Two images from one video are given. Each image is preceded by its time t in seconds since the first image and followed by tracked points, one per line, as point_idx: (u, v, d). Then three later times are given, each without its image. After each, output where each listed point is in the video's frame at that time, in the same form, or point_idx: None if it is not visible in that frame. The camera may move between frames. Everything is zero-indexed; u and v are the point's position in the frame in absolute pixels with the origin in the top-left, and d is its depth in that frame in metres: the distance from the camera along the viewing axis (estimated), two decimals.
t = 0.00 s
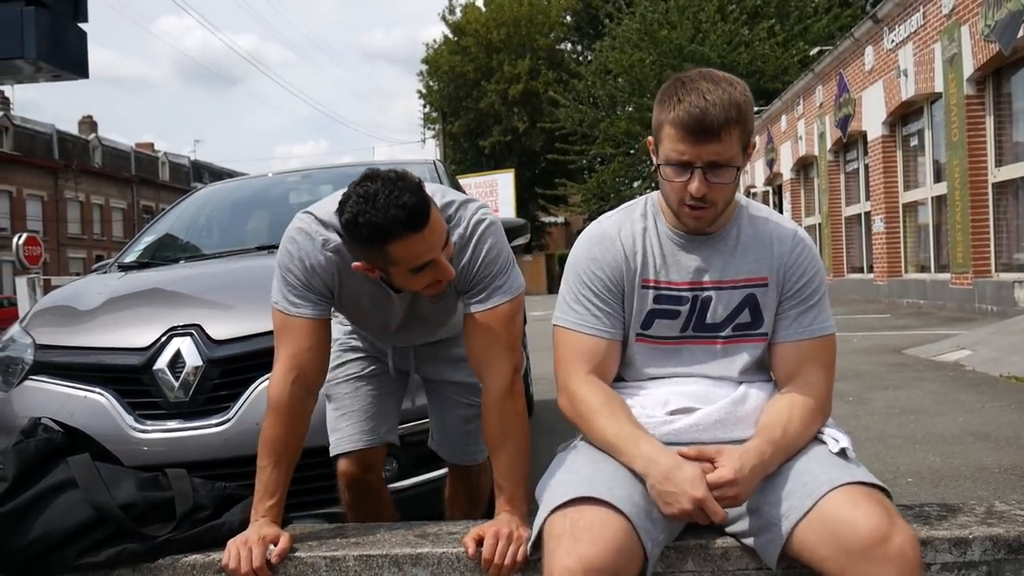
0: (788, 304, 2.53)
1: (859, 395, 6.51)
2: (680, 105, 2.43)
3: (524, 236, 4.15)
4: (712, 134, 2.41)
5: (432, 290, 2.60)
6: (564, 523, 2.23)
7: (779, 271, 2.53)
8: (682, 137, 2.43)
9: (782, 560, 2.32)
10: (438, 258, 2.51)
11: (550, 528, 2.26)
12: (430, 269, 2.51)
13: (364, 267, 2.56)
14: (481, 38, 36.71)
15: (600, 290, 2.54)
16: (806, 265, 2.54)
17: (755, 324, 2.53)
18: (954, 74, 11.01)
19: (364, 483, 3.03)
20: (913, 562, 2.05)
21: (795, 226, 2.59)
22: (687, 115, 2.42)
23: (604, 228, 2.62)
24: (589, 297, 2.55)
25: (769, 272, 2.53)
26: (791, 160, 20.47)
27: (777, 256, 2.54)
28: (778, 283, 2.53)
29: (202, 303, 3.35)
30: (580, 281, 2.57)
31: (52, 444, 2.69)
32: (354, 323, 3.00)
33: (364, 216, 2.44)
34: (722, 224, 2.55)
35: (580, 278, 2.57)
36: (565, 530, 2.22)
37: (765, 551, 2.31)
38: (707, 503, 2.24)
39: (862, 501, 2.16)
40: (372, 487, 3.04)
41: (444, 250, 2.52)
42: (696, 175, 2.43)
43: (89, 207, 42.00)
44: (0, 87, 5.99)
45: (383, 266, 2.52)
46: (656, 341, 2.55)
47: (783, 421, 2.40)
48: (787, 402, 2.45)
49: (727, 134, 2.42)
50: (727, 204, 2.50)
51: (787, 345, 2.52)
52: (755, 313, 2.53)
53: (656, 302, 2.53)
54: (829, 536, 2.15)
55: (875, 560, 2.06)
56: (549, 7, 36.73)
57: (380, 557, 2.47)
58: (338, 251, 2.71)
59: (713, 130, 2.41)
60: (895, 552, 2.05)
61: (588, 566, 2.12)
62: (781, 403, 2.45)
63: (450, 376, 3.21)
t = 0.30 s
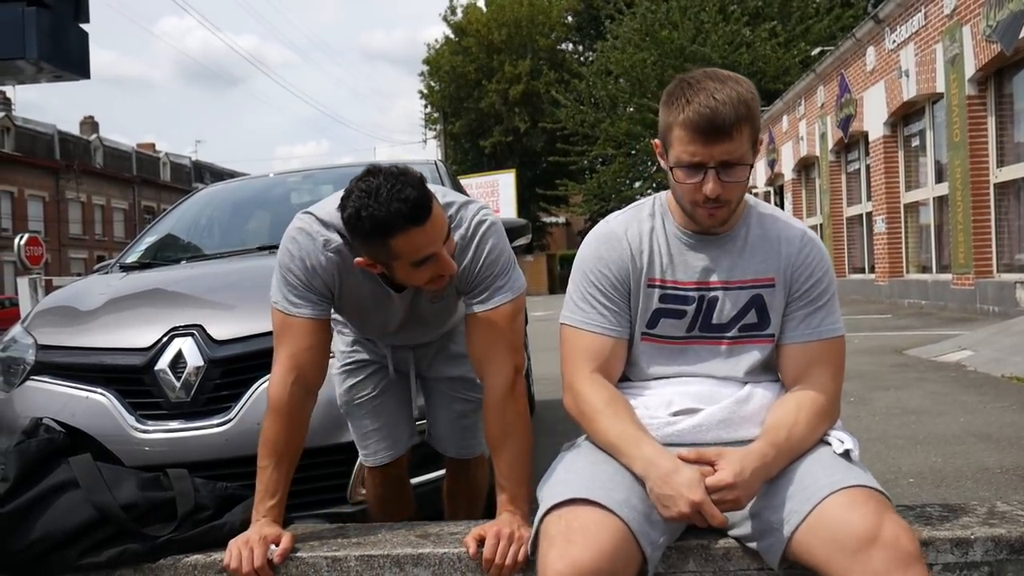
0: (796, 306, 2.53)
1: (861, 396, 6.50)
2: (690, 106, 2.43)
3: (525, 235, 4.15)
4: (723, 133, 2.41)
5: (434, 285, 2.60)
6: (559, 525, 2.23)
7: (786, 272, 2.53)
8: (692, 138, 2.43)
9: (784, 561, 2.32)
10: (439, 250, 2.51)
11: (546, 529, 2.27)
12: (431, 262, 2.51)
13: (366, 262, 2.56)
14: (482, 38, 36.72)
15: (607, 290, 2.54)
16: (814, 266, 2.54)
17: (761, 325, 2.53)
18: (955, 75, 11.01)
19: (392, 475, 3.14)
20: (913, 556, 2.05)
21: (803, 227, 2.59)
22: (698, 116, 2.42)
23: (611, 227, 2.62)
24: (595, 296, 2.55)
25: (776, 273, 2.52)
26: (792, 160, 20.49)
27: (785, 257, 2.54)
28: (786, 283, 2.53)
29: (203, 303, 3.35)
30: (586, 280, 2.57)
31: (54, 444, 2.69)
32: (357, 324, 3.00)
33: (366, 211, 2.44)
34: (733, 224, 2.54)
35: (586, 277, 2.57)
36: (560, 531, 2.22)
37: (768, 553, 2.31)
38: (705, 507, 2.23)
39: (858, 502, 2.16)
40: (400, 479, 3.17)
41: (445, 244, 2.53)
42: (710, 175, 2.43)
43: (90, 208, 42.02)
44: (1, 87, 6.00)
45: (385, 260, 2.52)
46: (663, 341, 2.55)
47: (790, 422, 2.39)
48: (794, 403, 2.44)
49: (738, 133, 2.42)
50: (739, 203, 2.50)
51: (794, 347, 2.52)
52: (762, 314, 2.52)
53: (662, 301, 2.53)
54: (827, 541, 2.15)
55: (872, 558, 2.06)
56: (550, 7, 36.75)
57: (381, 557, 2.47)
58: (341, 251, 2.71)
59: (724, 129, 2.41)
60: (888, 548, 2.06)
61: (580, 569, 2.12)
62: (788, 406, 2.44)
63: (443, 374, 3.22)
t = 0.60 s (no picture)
0: (793, 307, 2.52)
1: (860, 395, 6.50)
2: (686, 104, 2.43)
3: (523, 235, 4.15)
4: (716, 133, 2.40)
5: (428, 286, 2.60)
6: (552, 519, 2.24)
7: (784, 273, 2.53)
8: (687, 136, 2.43)
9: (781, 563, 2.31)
10: (432, 252, 2.51)
11: (539, 524, 2.27)
12: (424, 263, 2.51)
13: (360, 264, 2.56)
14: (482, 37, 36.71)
15: (604, 287, 2.54)
16: (813, 267, 2.53)
17: (758, 326, 2.53)
18: (955, 75, 11.00)
19: (387, 464, 3.14)
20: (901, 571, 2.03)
21: (803, 228, 2.59)
22: (692, 115, 2.41)
23: (610, 226, 2.62)
24: (591, 293, 2.54)
25: (774, 274, 2.52)
26: (792, 160, 20.50)
27: (783, 258, 2.53)
28: (783, 285, 2.53)
29: (203, 302, 3.35)
30: (583, 278, 2.57)
31: (52, 443, 2.69)
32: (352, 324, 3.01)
33: (359, 214, 2.44)
34: (728, 224, 2.54)
35: (583, 275, 2.57)
36: (552, 525, 2.22)
37: (762, 555, 2.31)
38: (688, 505, 2.23)
39: (849, 510, 2.14)
40: (396, 470, 3.17)
41: (438, 245, 2.52)
42: (700, 174, 2.43)
43: (90, 206, 42.01)
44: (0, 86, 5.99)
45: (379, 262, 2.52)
46: (659, 339, 2.55)
47: (781, 423, 2.38)
48: (787, 404, 2.44)
49: (731, 134, 2.41)
50: (732, 204, 2.49)
51: (790, 348, 2.52)
52: (758, 315, 2.52)
53: (659, 300, 2.53)
54: (816, 546, 2.14)
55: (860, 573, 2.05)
56: (550, 7, 36.75)
57: (380, 556, 2.47)
58: (337, 252, 2.71)
59: (717, 130, 2.40)
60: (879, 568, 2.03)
61: (572, 562, 2.12)
62: (780, 407, 2.43)
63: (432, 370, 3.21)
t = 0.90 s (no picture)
0: (791, 304, 2.52)
1: (860, 394, 6.49)
2: (684, 105, 2.42)
3: (523, 234, 4.14)
4: (716, 136, 2.40)
5: (428, 293, 2.60)
6: (563, 522, 2.23)
7: (782, 271, 2.53)
8: (685, 138, 2.43)
9: (783, 560, 2.31)
10: (432, 260, 2.50)
11: (549, 525, 2.26)
12: (424, 270, 2.50)
13: (361, 269, 2.55)
14: (481, 36, 36.68)
15: (602, 289, 2.53)
16: (810, 264, 2.53)
17: (756, 324, 2.52)
18: (954, 73, 10.99)
19: (385, 462, 3.12)
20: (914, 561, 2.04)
21: (798, 226, 2.59)
22: (691, 117, 2.41)
23: (607, 226, 2.62)
24: (590, 295, 2.54)
25: (771, 272, 2.52)
26: (791, 159, 20.49)
27: (780, 256, 2.53)
28: (781, 282, 2.53)
29: (203, 302, 3.34)
30: (581, 279, 2.56)
31: (52, 444, 2.69)
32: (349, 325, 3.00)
33: (361, 221, 2.45)
34: (725, 225, 2.54)
35: (581, 276, 2.56)
36: (564, 527, 2.21)
37: (766, 551, 2.31)
38: (707, 505, 2.24)
39: (859, 504, 2.15)
40: (395, 469, 3.15)
41: (438, 253, 2.52)
42: (699, 177, 2.43)
43: (89, 207, 42.00)
44: None
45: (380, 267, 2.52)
46: (659, 340, 2.55)
47: (785, 420, 2.39)
48: (788, 402, 2.44)
49: (731, 136, 2.41)
50: (730, 206, 2.49)
51: (789, 345, 2.52)
52: (757, 313, 2.52)
53: (658, 301, 2.53)
54: (828, 539, 2.14)
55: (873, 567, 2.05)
56: (548, 6, 36.74)
57: (380, 557, 2.47)
58: (339, 257, 2.70)
59: (716, 132, 2.40)
60: (892, 559, 2.04)
61: (586, 564, 2.11)
62: (782, 404, 2.44)
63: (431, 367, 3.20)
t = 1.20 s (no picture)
0: (793, 303, 2.52)
1: (859, 394, 6.49)
2: (644, 108, 2.48)
3: (522, 235, 4.14)
4: (666, 137, 2.43)
5: (426, 286, 2.59)
6: (564, 524, 2.22)
7: (783, 270, 2.52)
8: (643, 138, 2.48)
9: (784, 561, 2.31)
10: (428, 251, 2.49)
11: (549, 528, 2.25)
12: (419, 262, 2.49)
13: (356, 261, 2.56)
14: (480, 36, 36.66)
15: (603, 289, 2.53)
16: (811, 263, 2.53)
17: (758, 323, 2.52)
18: (953, 73, 10.99)
19: (385, 464, 3.11)
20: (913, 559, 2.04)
21: (799, 226, 2.59)
22: (643, 120, 2.47)
23: (606, 226, 2.62)
24: (591, 295, 2.54)
25: (772, 271, 2.52)
26: (790, 158, 20.49)
27: (781, 255, 2.53)
28: (782, 282, 2.52)
29: (202, 303, 3.34)
30: (582, 279, 2.56)
31: (51, 446, 2.68)
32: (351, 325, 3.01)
33: (356, 211, 2.45)
34: (720, 224, 2.54)
35: (582, 276, 2.56)
36: (565, 530, 2.21)
37: (767, 552, 2.30)
38: (709, 506, 2.24)
39: (860, 503, 2.14)
40: (393, 472, 3.13)
41: (433, 246, 2.51)
42: (647, 178, 2.47)
43: (88, 208, 42.01)
44: None
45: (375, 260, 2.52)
46: (660, 340, 2.55)
47: (789, 419, 2.39)
48: (792, 402, 2.44)
49: (679, 138, 2.42)
50: (693, 209, 2.47)
51: (791, 344, 2.52)
52: (758, 312, 2.52)
53: (658, 300, 2.53)
54: (827, 537, 2.14)
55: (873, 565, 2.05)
56: (547, 6, 36.74)
57: (380, 558, 2.47)
58: (340, 255, 2.70)
59: (662, 133, 2.43)
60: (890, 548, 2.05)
61: (588, 568, 2.11)
62: (786, 404, 2.44)
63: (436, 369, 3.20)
